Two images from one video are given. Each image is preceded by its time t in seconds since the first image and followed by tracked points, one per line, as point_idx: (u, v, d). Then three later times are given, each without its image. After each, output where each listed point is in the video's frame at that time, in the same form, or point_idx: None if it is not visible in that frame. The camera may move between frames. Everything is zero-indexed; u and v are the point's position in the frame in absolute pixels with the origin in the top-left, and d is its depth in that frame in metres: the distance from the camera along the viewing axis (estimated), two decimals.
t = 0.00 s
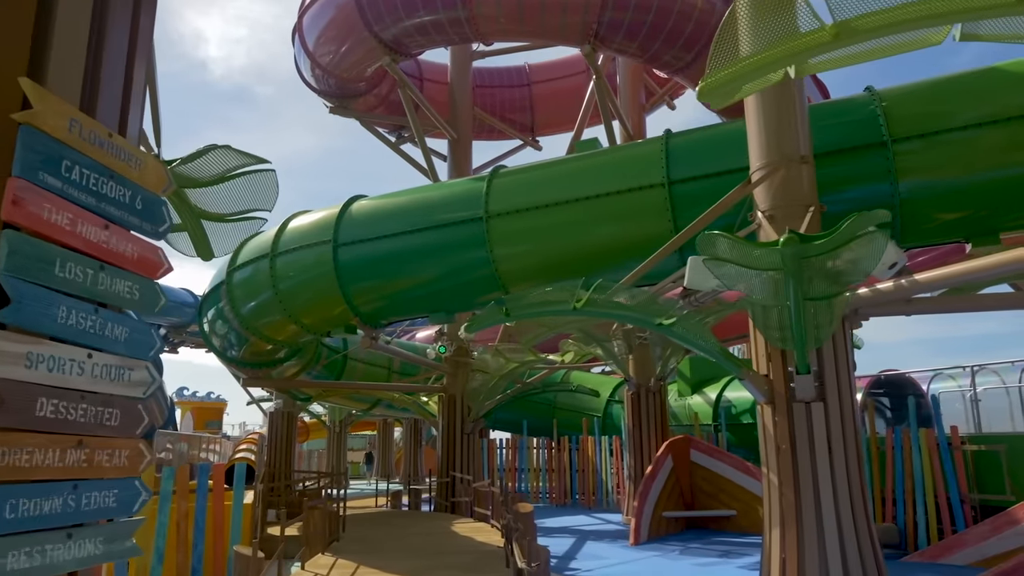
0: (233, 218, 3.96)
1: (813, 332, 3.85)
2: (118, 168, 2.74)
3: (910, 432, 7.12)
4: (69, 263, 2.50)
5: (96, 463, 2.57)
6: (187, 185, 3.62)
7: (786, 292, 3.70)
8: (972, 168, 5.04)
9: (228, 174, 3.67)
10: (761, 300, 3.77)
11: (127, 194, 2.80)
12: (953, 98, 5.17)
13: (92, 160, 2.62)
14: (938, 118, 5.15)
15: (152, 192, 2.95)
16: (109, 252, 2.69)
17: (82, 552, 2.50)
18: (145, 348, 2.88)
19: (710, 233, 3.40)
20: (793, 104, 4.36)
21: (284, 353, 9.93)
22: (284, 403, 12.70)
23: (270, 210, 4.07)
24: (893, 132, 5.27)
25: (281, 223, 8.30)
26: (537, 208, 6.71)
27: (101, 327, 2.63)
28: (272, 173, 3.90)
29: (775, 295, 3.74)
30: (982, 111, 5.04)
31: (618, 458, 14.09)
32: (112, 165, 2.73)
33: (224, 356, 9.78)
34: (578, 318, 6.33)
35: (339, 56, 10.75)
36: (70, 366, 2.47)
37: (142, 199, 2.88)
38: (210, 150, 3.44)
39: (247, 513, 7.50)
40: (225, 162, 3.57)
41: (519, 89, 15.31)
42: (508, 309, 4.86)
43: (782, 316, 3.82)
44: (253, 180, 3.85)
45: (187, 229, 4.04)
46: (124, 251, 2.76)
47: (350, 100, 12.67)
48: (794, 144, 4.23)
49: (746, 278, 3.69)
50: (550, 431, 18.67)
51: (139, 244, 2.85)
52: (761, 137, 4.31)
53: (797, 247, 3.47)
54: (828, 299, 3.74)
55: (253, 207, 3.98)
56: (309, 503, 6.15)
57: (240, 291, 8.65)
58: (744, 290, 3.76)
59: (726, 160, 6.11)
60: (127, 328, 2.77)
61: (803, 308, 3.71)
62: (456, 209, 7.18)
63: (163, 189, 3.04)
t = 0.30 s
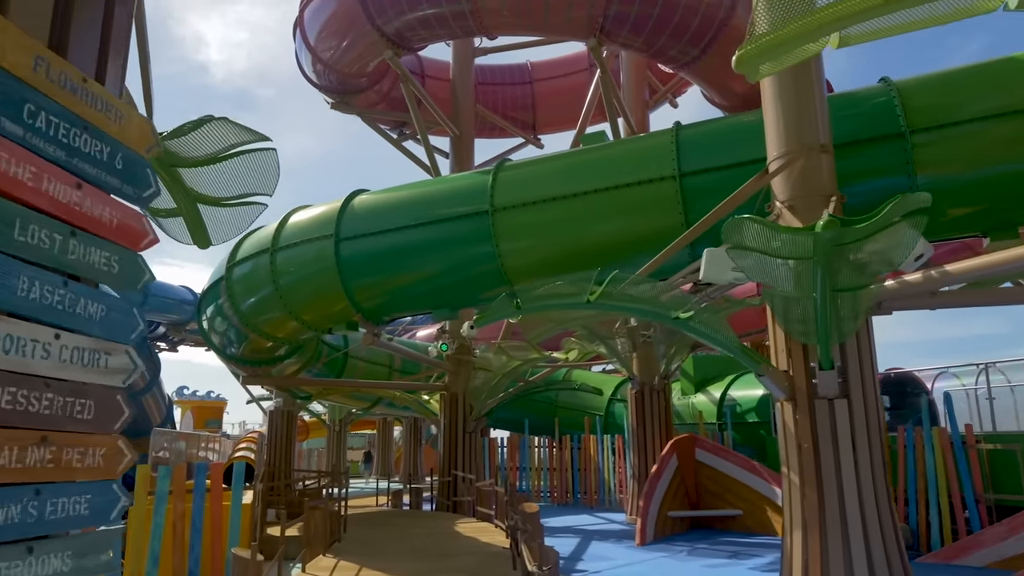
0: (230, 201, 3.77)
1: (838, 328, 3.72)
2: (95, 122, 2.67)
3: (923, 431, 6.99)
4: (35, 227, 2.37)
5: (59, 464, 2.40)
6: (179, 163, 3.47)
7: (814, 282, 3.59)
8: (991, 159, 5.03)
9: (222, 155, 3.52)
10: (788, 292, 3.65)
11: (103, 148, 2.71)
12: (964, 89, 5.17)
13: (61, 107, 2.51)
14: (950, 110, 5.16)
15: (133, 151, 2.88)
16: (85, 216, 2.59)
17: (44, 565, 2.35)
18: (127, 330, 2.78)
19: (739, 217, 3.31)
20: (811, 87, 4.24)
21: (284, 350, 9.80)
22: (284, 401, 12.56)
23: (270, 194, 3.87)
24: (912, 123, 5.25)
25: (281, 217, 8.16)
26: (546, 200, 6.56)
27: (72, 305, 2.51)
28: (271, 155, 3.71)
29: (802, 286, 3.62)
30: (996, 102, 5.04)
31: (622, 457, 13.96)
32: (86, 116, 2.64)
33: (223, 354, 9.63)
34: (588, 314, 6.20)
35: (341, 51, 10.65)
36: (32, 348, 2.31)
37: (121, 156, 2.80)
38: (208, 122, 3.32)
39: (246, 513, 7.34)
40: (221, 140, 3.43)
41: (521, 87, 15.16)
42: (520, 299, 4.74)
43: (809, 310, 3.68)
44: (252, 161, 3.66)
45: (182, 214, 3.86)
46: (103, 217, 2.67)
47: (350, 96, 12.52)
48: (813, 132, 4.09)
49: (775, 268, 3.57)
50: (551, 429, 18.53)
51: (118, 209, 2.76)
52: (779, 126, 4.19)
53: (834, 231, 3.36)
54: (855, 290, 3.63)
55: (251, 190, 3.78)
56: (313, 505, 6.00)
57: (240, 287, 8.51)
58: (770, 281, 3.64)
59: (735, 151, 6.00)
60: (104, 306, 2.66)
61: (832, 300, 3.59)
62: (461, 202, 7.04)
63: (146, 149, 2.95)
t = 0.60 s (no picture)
0: (228, 181, 3.82)
1: (861, 321, 3.62)
2: (54, 53, 2.71)
3: (935, 429, 6.84)
4: None
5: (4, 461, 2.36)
6: (169, 134, 3.52)
7: (842, 271, 3.51)
8: (1012, 151, 4.87)
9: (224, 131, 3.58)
10: (813, 282, 3.56)
11: (63, 83, 2.76)
12: (981, 77, 5.02)
13: (13, 30, 2.54)
14: (965, 99, 5.01)
15: (102, 91, 2.95)
16: (43, 161, 2.59)
17: None
18: (93, 304, 2.82)
19: (769, 200, 3.24)
20: (829, 70, 4.08)
21: (282, 346, 9.64)
22: (283, 399, 12.40)
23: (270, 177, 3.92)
24: (930, 112, 5.07)
25: (280, 212, 8.00)
26: (552, 192, 6.41)
27: (22, 268, 2.48)
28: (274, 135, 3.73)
29: (828, 275, 3.53)
30: (1010, 91, 4.89)
31: (624, 456, 13.81)
32: (46, 45, 2.68)
33: (221, 351, 9.47)
34: (595, 309, 6.05)
35: (342, 45, 10.50)
36: None
37: (86, 96, 2.87)
38: (198, 87, 3.30)
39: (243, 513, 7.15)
40: (215, 111, 3.44)
41: (523, 84, 15.00)
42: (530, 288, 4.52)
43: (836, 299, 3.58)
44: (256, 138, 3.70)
45: (173, 194, 3.88)
46: (64, 164, 2.70)
47: (351, 92, 12.34)
48: (831, 119, 3.94)
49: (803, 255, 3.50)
50: (552, 428, 18.37)
51: (81, 157, 2.80)
52: (796, 113, 4.03)
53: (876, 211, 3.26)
54: (884, 280, 3.56)
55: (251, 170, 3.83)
56: (313, 504, 5.85)
57: (238, 283, 8.35)
58: (797, 269, 3.54)
59: (745, 143, 5.86)
60: (63, 271, 2.67)
61: (860, 289, 3.51)
62: (464, 195, 6.88)
63: (118, 91, 3.03)
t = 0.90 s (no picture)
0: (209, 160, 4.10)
1: (883, 312, 3.55)
2: None
3: (938, 427, 6.74)
4: None
5: None
6: (147, 108, 3.86)
7: (865, 259, 3.43)
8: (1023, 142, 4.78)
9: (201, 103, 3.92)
10: (835, 270, 3.48)
11: None
12: (986, 70, 4.95)
13: None
14: (971, 92, 4.95)
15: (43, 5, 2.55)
16: None
17: None
18: (31, 272, 2.34)
19: (799, 179, 3.25)
20: (841, 55, 3.96)
21: (273, 344, 9.45)
22: (274, 397, 12.21)
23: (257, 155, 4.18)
24: (939, 103, 4.99)
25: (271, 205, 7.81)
26: (552, 184, 6.26)
27: None
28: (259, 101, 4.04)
29: (851, 264, 3.46)
30: (1014, 83, 4.83)
31: (619, 454, 13.68)
32: None
33: (211, 348, 9.27)
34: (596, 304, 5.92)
35: (334, 38, 10.33)
36: None
37: (23, 9, 2.47)
38: (177, 45, 3.67)
39: (232, 515, 6.94)
40: (192, 75, 3.81)
41: (517, 81, 14.83)
42: (535, 278, 4.33)
43: (856, 290, 3.52)
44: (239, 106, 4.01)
45: (156, 173, 4.15)
46: None
47: (345, 87, 12.15)
48: (845, 106, 3.82)
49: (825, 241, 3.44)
50: (545, 427, 18.22)
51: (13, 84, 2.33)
52: (807, 100, 3.92)
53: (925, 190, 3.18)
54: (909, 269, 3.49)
55: (231, 146, 4.10)
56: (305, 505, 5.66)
57: (228, 278, 8.16)
58: (818, 256, 3.49)
59: (750, 133, 5.74)
60: None
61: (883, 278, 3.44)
62: (461, 188, 6.72)
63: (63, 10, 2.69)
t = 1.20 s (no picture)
0: (196, 138, 5.33)
1: (909, 302, 3.45)
2: None
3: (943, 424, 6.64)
4: None
5: None
6: (124, 72, 4.78)
7: (894, 248, 3.33)
8: None
9: (189, 74, 4.91)
10: (861, 259, 3.41)
11: None
12: (999, 60, 4.86)
13: None
14: (985, 83, 4.83)
15: None
16: None
17: None
18: None
19: (833, 156, 3.12)
20: (856, 39, 3.86)
21: (266, 341, 9.29)
22: (266, 395, 12.02)
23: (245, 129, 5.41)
24: (953, 92, 4.88)
25: (262, 199, 7.63)
26: (555, 175, 6.11)
27: None
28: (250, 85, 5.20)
29: (878, 251, 3.37)
30: None
31: (614, 453, 13.56)
32: None
33: (202, 345, 9.08)
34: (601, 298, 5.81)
35: (328, 31, 10.12)
36: None
37: None
38: None
39: (222, 516, 6.74)
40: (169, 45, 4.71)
41: (512, 78, 14.64)
42: (541, 269, 4.29)
43: (884, 279, 3.41)
44: (218, 75, 5.02)
45: (139, 148, 5.35)
46: None
47: (339, 82, 11.95)
48: (860, 91, 3.73)
49: (854, 227, 3.34)
50: (539, 425, 18.09)
51: None
52: (822, 86, 3.81)
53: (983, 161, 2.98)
54: (937, 259, 3.40)
55: (221, 126, 5.34)
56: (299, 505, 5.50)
57: (219, 273, 7.98)
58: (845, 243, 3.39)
59: (756, 123, 5.64)
60: None
61: (911, 268, 3.34)
62: (460, 180, 6.55)
63: None
